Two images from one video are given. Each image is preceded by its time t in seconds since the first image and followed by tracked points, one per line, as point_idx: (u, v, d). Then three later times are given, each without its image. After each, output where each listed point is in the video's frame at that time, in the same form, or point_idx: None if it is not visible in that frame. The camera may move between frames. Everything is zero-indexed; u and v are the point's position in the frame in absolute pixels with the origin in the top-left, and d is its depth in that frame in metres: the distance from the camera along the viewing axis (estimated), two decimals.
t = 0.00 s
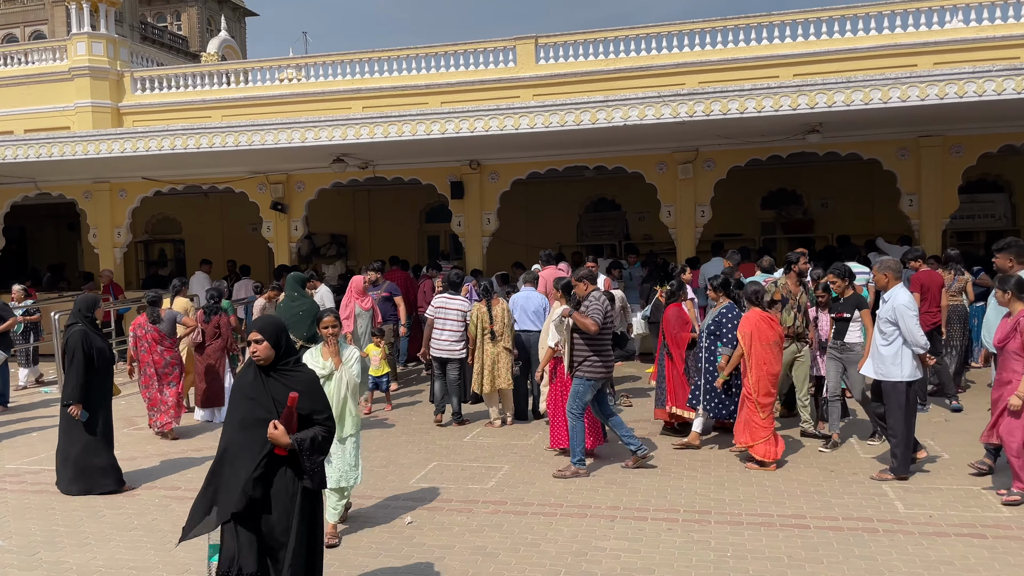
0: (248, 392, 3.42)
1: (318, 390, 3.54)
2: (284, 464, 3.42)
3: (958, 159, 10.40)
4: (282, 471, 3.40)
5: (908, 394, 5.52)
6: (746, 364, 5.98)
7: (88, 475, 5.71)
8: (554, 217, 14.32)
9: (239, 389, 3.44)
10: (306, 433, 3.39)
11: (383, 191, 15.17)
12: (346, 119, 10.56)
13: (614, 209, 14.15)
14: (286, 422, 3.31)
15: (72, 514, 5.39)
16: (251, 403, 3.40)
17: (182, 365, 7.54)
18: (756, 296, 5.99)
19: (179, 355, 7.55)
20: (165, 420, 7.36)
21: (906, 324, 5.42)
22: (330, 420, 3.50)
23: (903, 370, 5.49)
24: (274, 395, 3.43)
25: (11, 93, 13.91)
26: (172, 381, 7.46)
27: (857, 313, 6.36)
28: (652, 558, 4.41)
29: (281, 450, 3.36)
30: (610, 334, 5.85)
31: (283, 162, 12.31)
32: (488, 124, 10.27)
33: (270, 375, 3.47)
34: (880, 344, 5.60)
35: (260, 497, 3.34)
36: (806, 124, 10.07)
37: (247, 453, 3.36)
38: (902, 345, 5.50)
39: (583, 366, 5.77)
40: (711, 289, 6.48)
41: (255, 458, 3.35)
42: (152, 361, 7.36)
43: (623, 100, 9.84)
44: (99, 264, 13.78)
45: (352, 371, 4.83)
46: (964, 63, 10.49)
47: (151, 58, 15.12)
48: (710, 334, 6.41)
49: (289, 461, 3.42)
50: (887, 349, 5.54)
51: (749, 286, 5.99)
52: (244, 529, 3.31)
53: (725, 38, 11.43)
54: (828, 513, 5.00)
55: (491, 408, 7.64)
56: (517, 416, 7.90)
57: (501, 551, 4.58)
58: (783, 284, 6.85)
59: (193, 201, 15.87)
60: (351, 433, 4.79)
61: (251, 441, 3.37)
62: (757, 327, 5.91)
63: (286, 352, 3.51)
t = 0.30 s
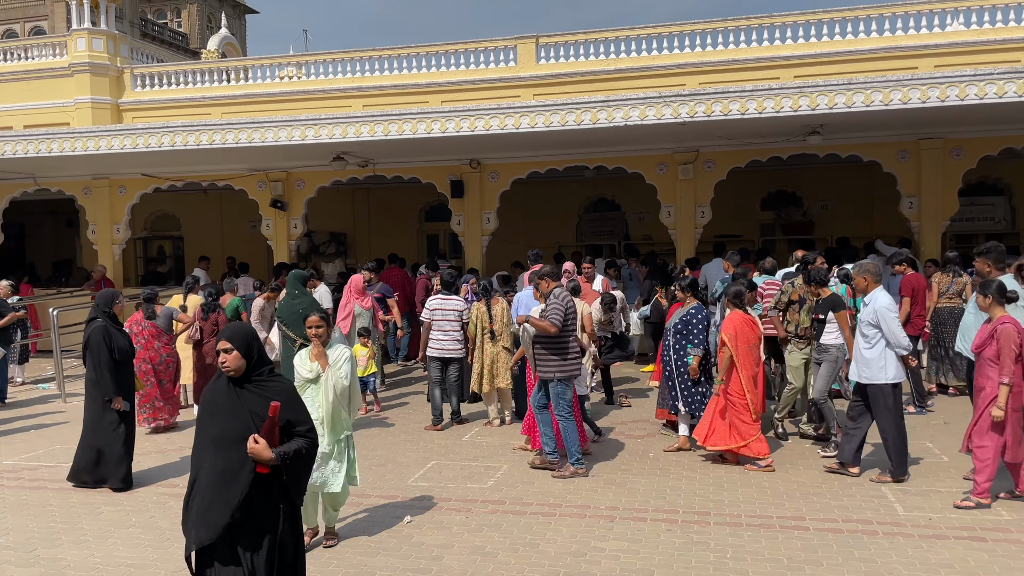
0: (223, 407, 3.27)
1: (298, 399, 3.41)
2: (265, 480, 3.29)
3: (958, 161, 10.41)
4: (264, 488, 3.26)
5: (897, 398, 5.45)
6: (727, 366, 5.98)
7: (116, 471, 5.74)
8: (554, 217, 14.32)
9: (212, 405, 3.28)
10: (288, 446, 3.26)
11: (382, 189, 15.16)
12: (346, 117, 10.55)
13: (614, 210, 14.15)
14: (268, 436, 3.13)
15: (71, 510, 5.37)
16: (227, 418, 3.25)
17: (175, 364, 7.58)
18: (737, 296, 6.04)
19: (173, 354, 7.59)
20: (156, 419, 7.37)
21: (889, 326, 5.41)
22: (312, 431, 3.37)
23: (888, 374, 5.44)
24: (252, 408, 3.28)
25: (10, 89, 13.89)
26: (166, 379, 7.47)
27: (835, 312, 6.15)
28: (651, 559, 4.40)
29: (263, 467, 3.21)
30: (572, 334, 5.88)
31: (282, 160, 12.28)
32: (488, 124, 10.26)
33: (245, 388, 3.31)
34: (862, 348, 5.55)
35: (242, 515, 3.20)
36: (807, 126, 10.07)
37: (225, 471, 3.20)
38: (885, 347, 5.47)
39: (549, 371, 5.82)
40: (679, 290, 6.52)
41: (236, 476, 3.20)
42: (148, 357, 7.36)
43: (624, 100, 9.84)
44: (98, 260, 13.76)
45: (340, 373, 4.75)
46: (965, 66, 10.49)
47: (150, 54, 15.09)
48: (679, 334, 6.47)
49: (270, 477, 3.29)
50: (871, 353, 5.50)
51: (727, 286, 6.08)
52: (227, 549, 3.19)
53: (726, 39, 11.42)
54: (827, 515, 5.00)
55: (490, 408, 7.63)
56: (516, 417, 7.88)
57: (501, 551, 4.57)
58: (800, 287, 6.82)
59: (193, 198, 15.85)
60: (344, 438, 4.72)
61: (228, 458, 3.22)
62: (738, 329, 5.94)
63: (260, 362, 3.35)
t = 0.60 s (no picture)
0: (193, 412, 3.12)
1: (276, 402, 3.25)
2: (240, 488, 3.14)
3: (956, 162, 10.41)
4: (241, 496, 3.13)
5: (861, 396, 5.49)
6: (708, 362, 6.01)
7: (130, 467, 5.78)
8: (551, 215, 14.31)
9: (180, 410, 3.13)
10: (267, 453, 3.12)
11: (379, 187, 15.14)
12: (344, 114, 10.52)
13: (611, 209, 14.14)
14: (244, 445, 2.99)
15: (66, 508, 5.35)
16: (199, 424, 3.10)
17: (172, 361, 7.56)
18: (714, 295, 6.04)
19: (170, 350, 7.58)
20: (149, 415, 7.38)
21: (863, 322, 5.43)
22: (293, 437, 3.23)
23: (859, 371, 5.47)
24: (226, 414, 3.13)
25: (6, 84, 13.82)
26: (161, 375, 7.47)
27: (819, 314, 6.07)
28: (649, 558, 4.40)
29: (239, 475, 3.07)
30: (536, 331, 5.93)
31: (279, 157, 12.26)
32: (487, 122, 10.24)
33: (218, 393, 3.15)
34: (836, 345, 5.58)
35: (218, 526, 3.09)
36: (805, 126, 10.08)
37: (198, 480, 3.06)
38: (859, 345, 5.49)
39: (505, 367, 5.88)
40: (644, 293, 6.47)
41: (210, 485, 3.06)
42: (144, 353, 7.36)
43: (622, 99, 9.81)
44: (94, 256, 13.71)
45: (319, 381, 4.38)
46: (963, 67, 10.50)
47: (147, 49, 15.03)
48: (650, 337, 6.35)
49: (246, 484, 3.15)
50: (844, 349, 5.53)
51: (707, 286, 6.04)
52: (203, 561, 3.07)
53: (725, 38, 11.42)
54: (826, 515, 4.99)
55: (488, 406, 7.62)
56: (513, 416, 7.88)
57: (498, 550, 4.56)
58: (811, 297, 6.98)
59: (189, 194, 15.80)
60: (323, 450, 4.42)
61: (202, 466, 3.07)
62: (718, 328, 5.93)
63: (233, 365, 3.19)
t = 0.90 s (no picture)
0: (173, 436, 2.86)
1: (264, 430, 3.00)
2: (220, 524, 2.86)
3: (952, 163, 10.40)
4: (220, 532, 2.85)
5: (833, 394, 5.57)
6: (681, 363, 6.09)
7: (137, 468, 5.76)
8: (547, 215, 14.27)
9: (160, 433, 2.87)
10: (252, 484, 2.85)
11: (374, 185, 15.07)
12: (340, 112, 10.46)
13: (606, 209, 14.11)
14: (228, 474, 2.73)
15: (57, 509, 5.27)
16: (179, 449, 2.84)
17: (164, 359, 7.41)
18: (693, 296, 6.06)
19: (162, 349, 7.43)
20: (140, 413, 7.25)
21: (840, 321, 5.44)
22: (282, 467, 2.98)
23: (837, 369, 5.50)
24: (209, 440, 2.87)
25: None
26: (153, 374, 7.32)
27: (794, 316, 6.04)
28: (649, 561, 4.36)
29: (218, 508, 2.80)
30: (501, 333, 5.97)
31: (273, 155, 12.17)
32: (483, 120, 10.18)
33: (202, 416, 2.91)
34: (814, 344, 5.61)
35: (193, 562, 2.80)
36: (802, 127, 10.06)
37: (173, 511, 2.78)
38: (836, 343, 5.52)
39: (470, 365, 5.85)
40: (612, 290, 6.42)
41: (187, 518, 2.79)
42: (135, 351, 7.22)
43: (620, 98, 9.76)
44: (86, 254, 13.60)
45: (301, 387, 4.28)
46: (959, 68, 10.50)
47: (140, 46, 14.92)
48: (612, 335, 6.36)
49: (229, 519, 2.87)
50: (822, 348, 5.56)
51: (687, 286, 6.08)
52: None
53: (721, 38, 11.40)
54: (825, 518, 4.96)
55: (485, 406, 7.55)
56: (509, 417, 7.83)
57: (496, 553, 4.51)
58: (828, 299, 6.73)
59: (181, 192, 15.69)
60: (294, 461, 4.19)
61: (179, 495, 2.80)
62: (691, 329, 5.96)
63: (221, 386, 2.96)
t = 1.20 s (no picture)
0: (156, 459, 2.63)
1: (259, 451, 2.76)
2: (204, 553, 2.63)
3: (949, 167, 10.42)
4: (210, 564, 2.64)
5: (811, 402, 5.59)
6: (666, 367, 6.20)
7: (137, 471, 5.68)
8: (544, 216, 14.25)
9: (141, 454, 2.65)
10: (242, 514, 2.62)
11: (370, 187, 15.02)
12: (337, 113, 10.41)
13: (603, 211, 14.09)
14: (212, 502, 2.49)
15: (53, 514, 5.22)
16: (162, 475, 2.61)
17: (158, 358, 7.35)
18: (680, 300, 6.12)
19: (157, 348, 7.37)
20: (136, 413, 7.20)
21: (815, 329, 5.46)
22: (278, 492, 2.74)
23: (810, 376, 5.54)
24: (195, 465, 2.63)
25: None
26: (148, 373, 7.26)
27: (774, 321, 6.20)
28: (652, 567, 4.34)
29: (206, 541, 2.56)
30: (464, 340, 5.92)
31: (269, 156, 12.12)
32: (482, 122, 10.15)
33: (193, 434, 2.69)
34: (792, 350, 5.66)
35: None
36: (801, 130, 10.06)
37: (158, 541, 2.59)
38: (812, 350, 5.54)
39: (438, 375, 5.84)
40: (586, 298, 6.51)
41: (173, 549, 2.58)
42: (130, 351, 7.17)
43: (618, 101, 9.75)
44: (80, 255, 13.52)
45: (294, 406, 4.02)
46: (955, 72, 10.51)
47: (134, 46, 14.83)
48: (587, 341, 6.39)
49: (214, 549, 2.64)
50: (798, 354, 5.60)
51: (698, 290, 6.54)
52: None
53: (718, 41, 11.40)
54: (828, 523, 4.94)
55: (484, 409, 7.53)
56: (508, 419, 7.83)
57: (499, 559, 4.48)
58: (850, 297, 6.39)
59: (176, 192, 15.61)
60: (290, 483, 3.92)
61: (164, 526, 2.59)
62: (676, 332, 6.08)
63: (216, 400, 2.77)
